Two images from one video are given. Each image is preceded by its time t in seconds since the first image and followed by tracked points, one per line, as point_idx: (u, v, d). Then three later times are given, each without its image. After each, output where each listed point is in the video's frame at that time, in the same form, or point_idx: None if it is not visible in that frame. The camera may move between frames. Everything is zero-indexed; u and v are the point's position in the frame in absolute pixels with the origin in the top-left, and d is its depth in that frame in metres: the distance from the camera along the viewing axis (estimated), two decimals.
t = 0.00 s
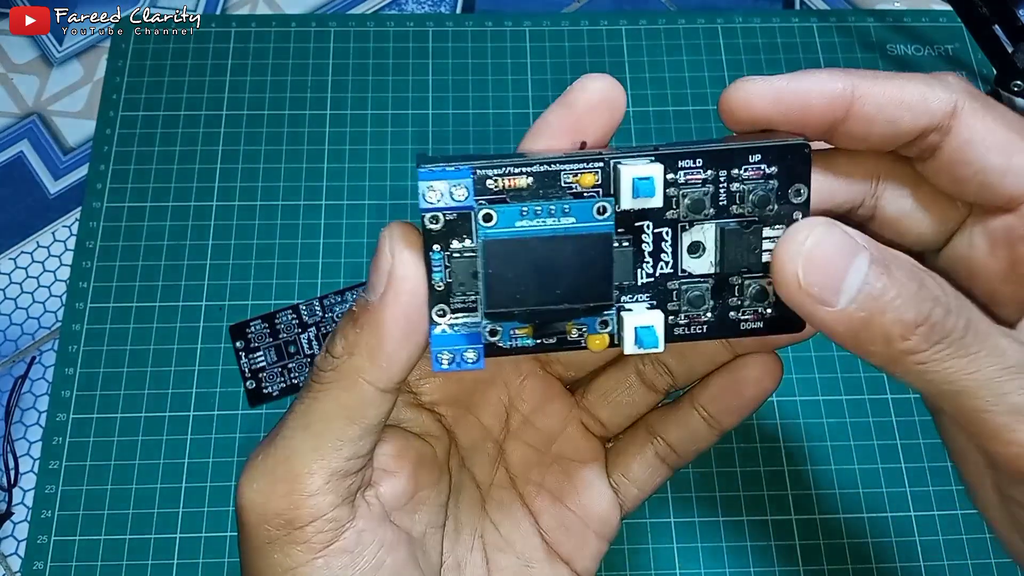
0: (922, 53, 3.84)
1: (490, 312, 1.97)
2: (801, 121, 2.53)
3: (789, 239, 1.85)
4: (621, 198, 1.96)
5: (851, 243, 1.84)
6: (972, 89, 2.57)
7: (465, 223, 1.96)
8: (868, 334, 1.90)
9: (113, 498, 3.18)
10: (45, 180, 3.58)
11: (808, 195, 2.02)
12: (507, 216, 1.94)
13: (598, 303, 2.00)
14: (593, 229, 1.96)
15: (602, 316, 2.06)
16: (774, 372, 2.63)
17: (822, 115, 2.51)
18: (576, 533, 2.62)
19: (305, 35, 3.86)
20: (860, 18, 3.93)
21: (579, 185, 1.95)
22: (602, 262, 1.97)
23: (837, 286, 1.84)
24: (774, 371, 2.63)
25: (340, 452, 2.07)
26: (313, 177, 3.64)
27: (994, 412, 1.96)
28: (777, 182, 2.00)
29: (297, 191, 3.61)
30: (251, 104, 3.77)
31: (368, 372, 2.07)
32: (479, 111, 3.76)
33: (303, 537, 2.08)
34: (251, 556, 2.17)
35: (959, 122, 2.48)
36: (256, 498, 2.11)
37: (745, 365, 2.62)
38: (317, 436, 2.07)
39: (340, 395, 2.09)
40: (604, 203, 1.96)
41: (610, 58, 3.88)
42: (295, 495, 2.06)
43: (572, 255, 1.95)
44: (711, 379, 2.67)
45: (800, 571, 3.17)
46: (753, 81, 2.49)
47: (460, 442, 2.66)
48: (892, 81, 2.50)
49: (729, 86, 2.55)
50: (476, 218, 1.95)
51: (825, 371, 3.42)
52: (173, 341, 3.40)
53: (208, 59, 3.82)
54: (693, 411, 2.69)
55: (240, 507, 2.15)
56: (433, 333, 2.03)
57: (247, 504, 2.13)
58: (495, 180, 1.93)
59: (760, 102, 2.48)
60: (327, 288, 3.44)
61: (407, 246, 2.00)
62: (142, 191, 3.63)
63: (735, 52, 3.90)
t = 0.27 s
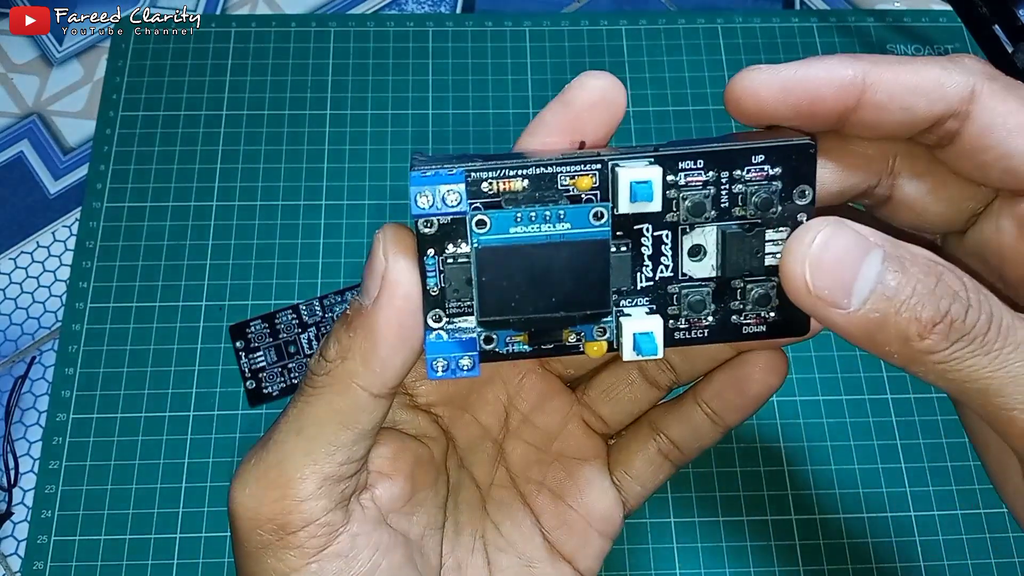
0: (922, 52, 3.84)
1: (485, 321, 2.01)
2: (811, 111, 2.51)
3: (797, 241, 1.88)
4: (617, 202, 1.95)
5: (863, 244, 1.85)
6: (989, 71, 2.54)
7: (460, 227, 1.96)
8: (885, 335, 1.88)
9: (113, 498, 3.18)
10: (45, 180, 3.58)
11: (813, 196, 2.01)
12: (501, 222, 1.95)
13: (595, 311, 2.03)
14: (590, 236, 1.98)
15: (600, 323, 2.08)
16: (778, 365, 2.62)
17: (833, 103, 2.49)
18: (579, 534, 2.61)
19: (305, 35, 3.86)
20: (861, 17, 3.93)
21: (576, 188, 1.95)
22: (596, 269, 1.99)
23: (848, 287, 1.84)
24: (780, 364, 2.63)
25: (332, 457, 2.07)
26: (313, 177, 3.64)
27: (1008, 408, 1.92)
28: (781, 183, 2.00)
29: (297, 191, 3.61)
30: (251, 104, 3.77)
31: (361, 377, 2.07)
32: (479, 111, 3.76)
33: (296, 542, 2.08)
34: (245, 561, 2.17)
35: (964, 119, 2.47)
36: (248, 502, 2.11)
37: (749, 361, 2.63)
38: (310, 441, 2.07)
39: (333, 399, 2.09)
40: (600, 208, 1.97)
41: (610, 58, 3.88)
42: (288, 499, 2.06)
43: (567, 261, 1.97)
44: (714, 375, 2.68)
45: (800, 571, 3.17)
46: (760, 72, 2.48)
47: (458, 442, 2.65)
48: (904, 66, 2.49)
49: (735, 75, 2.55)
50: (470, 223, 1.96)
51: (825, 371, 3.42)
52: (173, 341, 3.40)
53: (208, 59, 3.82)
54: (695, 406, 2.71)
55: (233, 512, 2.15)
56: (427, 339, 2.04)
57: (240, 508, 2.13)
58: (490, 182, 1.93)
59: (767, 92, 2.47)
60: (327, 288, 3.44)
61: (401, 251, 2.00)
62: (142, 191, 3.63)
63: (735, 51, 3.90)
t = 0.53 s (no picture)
0: (922, 52, 3.84)
1: (483, 319, 2.01)
2: (805, 113, 2.51)
3: (788, 241, 1.88)
4: (613, 203, 1.95)
5: (854, 243, 1.84)
6: (984, 74, 2.54)
7: (458, 226, 1.96)
8: (875, 334, 1.89)
9: (112, 498, 3.18)
10: (45, 180, 3.58)
11: (806, 196, 2.01)
12: (498, 223, 1.94)
13: (592, 310, 2.03)
14: (587, 236, 1.97)
15: (596, 322, 2.09)
16: (770, 356, 2.61)
17: (826, 104, 2.49)
18: (575, 528, 2.62)
19: (305, 35, 3.86)
20: (861, 17, 3.93)
21: (573, 188, 1.95)
22: (595, 269, 1.99)
23: (839, 286, 1.84)
24: (772, 356, 2.62)
25: (329, 453, 2.07)
26: (312, 177, 3.64)
27: (998, 408, 1.92)
28: (775, 184, 2.00)
29: (297, 191, 3.61)
30: (251, 104, 3.77)
31: (357, 373, 2.07)
32: (479, 111, 3.76)
33: (292, 537, 2.09)
34: (242, 556, 2.18)
35: (958, 120, 2.47)
36: (244, 497, 2.11)
37: (740, 353, 2.62)
38: (306, 436, 2.07)
39: (330, 395, 2.09)
40: (596, 209, 1.96)
41: (610, 58, 3.88)
42: (283, 495, 2.06)
43: (564, 261, 1.97)
44: (707, 368, 2.67)
45: (800, 571, 3.17)
46: (755, 72, 2.48)
47: (454, 439, 2.65)
48: (898, 68, 2.49)
49: (730, 76, 2.55)
50: (467, 223, 1.95)
51: (825, 371, 3.41)
52: (172, 341, 3.41)
53: (208, 60, 3.82)
54: (690, 398, 2.70)
55: (229, 508, 2.15)
56: (425, 337, 2.06)
57: (236, 503, 2.13)
58: (487, 182, 1.93)
59: (762, 92, 2.47)
60: (327, 288, 3.45)
61: (396, 248, 2.01)
62: (142, 191, 3.63)
63: (735, 51, 3.89)
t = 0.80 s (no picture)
0: (921, 52, 3.84)
1: (483, 315, 2.01)
2: (799, 115, 2.52)
3: (783, 239, 1.88)
4: (612, 200, 1.96)
5: (849, 242, 1.84)
6: (977, 78, 2.55)
7: (458, 224, 1.97)
8: (871, 332, 1.89)
9: (112, 498, 3.18)
10: (45, 180, 3.58)
11: (802, 196, 2.02)
12: (498, 220, 1.95)
13: (591, 306, 2.03)
14: (586, 233, 1.97)
15: (595, 319, 2.08)
16: (766, 355, 2.61)
17: (821, 106, 2.50)
18: (574, 526, 2.62)
19: (305, 35, 3.86)
20: (860, 17, 3.93)
21: (572, 186, 1.96)
22: (594, 265, 1.99)
23: (834, 284, 1.84)
24: (769, 354, 2.62)
25: (331, 450, 2.07)
26: (313, 177, 3.64)
27: (992, 406, 1.92)
28: (772, 183, 2.00)
29: (297, 191, 3.61)
30: (251, 104, 3.77)
31: (360, 370, 2.08)
32: (480, 111, 3.76)
33: (295, 534, 2.09)
34: (244, 555, 2.18)
35: (951, 123, 2.47)
36: (247, 494, 2.11)
37: (738, 350, 2.62)
38: (309, 434, 2.07)
39: (332, 393, 2.09)
40: (596, 206, 1.96)
41: (609, 58, 3.88)
42: (287, 492, 2.06)
43: (564, 258, 1.97)
44: (705, 364, 2.67)
45: (800, 571, 3.17)
46: (750, 75, 2.49)
47: (453, 437, 2.65)
48: (890, 72, 2.50)
49: (725, 79, 2.55)
50: (468, 220, 1.96)
51: (825, 371, 3.42)
52: (173, 341, 3.40)
53: (208, 60, 3.82)
54: (688, 396, 2.70)
55: (232, 506, 2.15)
56: (425, 334, 2.06)
57: (239, 501, 2.13)
58: (486, 180, 1.94)
59: (756, 95, 2.48)
60: (327, 288, 3.44)
61: (398, 245, 2.01)
62: (142, 191, 3.63)
63: (735, 51, 3.90)
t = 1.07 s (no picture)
0: (922, 53, 3.84)
1: (488, 313, 2.01)
2: (796, 116, 2.53)
3: (784, 234, 1.89)
4: (617, 198, 1.95)
5: (849, 235, 1.85)
6: (972, 77, 2.56)
7: (460, 222, 1.96)
8: (876, 327, 1.87)
9: (112, 498, 3.18)
10: (45, 180, 3.58)
11: (803, 194, 2.02)
12: (503, 217, 1.94)
13: (597, 303, 2.02)
14: (591, 230, 1.97)
15: (599, 316, 2.06)
16: (768, 354, 2.62)
17: (818, 106, 2.50)
18: (577, 524, 2.62)
19: (305, 35, 3.86)
20: (860, 17, 3.93)
21: (575, 184, 1.95)
22: (599, 263, 1.99)
23: (837, 277, 1.84)
24: (771, 352, 2.62)
25: (338, 449, 2.07)
26: (312, 177, 3.64)
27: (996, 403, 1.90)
28: (773, 181, 2.01)
29: (297, 191, 3.61)
30: (251, 104, 3.77)
31: (365, 370, 2.08)
32: (480, 111, 3.76)
33: (303, 532, 2.08)
34: (251, 553, 2.18)
35: (946, 120, 2.48)
36: (255, 493, 2.10)
37: (740, 349, 2.62)
38: (316, 434, 2.07)
39: (339, 393, 2.10)
40: (600, 203, 1.97)
41: (609, 58, 3.88)
42: (295, 491, 2.06)
43: (568, 256, 1.97)
44: (707, 363, 2.67)
45: (800, 571, 3.17)
46: (747, 75, 2.50)
47: (456, 435, 2.66)
48: (884, 70, 2.50)
49: (723, 80, 2.57)
50: (472, 218, 1.95)
51: (825, 371, 3.42)
52: (173, 341, 3.40)
53: (208, 60, 3.82)
54: (690, 395, 2.70)
55: (240, 504, 2.14)
56: (428, 332, 2.04)
57: (247, 499, 2.12)
58: (490, 179, 1.93)
59: (755, 94, 2.49)
60: (327, 288, 3.45)
61: (402, 245, 2.01)
62: (142, 191, 3.63)
63: (735, 51, 3.89)
